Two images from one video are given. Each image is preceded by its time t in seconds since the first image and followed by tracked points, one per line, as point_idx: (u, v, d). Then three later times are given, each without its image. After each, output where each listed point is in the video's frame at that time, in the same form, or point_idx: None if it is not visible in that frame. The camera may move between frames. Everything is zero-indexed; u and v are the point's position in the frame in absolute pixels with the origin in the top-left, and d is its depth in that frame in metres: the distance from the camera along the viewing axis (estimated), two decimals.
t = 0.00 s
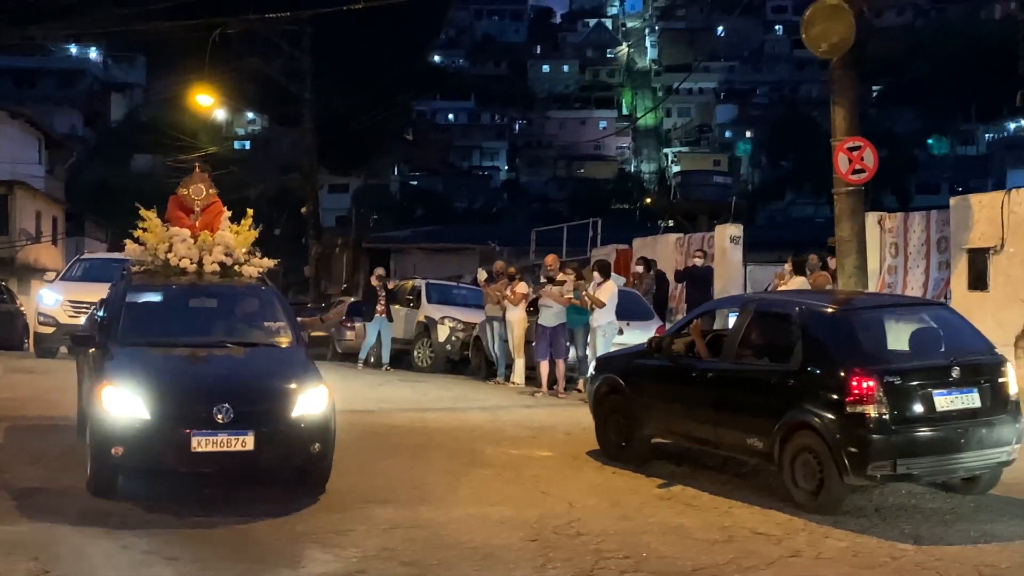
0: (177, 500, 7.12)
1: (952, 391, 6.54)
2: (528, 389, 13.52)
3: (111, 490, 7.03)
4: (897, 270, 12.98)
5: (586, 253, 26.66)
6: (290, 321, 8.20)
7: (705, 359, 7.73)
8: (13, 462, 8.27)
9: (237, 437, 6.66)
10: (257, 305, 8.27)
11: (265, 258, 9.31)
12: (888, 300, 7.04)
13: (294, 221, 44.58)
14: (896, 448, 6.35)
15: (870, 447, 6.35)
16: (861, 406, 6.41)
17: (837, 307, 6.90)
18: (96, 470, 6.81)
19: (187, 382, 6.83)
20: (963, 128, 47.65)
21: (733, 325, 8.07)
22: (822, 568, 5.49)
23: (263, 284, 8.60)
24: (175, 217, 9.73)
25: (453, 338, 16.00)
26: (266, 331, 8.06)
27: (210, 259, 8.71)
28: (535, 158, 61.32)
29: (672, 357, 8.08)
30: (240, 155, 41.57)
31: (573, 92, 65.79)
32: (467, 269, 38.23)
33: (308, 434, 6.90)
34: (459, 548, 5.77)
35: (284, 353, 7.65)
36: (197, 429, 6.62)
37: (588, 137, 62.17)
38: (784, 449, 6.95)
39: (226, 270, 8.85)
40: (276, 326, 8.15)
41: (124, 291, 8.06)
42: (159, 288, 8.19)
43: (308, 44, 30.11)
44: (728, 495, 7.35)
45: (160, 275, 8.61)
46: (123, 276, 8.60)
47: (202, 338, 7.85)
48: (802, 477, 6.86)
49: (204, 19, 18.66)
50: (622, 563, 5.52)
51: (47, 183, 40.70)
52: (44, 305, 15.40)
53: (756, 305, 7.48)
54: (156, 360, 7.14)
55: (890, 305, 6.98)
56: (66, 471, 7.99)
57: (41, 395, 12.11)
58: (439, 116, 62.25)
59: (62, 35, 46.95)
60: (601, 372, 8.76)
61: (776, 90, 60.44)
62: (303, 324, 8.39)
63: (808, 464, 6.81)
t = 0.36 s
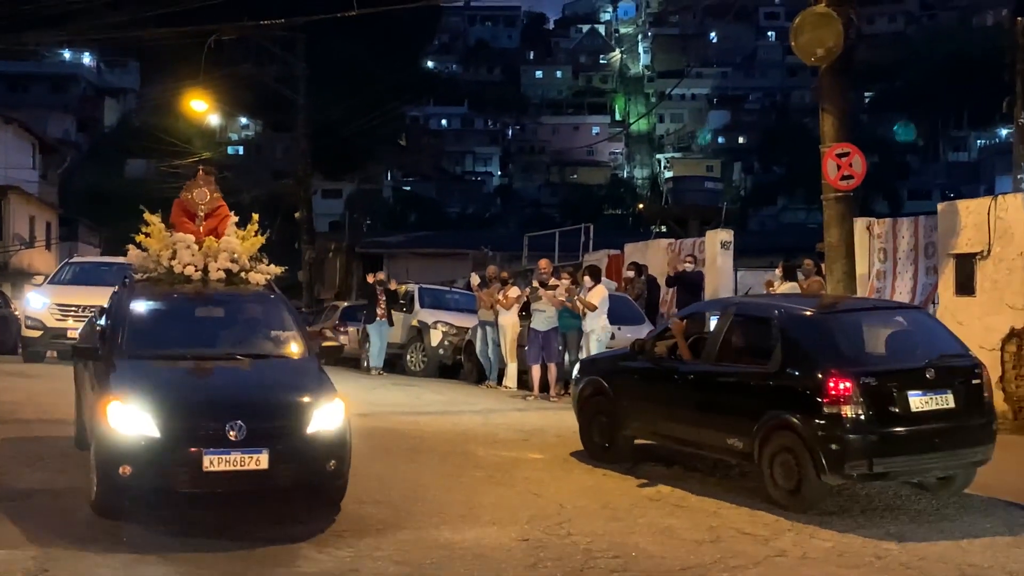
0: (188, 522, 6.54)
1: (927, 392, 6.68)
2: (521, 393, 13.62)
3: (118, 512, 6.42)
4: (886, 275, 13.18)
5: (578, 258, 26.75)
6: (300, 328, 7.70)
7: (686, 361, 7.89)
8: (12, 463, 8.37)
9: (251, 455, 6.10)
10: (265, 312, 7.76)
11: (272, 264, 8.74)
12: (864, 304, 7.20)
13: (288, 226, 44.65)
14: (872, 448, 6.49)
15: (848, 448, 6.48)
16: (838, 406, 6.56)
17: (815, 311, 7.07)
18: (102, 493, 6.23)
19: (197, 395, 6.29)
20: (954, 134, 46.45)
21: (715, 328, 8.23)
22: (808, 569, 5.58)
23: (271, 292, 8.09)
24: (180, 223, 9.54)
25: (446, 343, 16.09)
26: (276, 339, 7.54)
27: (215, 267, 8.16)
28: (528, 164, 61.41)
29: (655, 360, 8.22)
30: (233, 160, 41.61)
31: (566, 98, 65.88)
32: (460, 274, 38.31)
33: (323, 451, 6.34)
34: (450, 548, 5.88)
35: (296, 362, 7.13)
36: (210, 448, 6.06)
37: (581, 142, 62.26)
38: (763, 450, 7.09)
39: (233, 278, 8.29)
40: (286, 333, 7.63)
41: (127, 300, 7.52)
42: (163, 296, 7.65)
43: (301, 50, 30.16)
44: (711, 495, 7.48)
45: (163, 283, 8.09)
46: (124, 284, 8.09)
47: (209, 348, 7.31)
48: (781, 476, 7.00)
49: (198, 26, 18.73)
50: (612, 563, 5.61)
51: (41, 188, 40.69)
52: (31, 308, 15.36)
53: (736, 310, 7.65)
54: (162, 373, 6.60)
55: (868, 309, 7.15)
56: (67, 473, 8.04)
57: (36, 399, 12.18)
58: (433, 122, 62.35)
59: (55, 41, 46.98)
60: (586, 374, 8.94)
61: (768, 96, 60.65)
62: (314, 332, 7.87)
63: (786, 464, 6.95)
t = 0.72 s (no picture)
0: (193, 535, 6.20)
1: (892, 380, 6.90)
2: (505, 385, 13.73)
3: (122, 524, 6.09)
4: (867, 267, 13.32)
5: (563, 251, 26.87)
6: (310, 333, 7.40)
7: (660, 351, 8.06)
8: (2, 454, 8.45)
9: (266, 464, 5.78)
10: (273, 315, 7.47)
11: (277, 261, 8.70)
12: (832, 296, 7.42)
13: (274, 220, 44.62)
14: (839, 435, 6.70)
15: (816, 435, 6.70)
16: (807, 394, 6.76)
17: (784, 301, 7.29)
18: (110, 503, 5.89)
19: (208, 402, 5.96)
20: (939, 128, 46.60)
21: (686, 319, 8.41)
22: (788, 555, 5.70)
23: (277, 291, 7.78)
24: (178, 216, 9.28)
25: (431, 336, 16.17)
26: (284, 343, 7.23)
27: (219, 264, 8.03)
28: (515, 158, 61.38)
29: (629, 349, 8.36)
30: (220, 154, 41.57)
31: (552, 91, 65.86)
32: (446, 267, 38.35)
33: (340, 459, 6.01)
34: (435, 536, 5.99)
35: (308, 366, 6.83)
36: (222, 457, 5.72)
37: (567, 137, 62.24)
38: (735, 437, 7.30)
39: (235, 275, 8.17)
40: (295, 337, 7.33)
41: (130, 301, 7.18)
42: (166, 297, 7.31)
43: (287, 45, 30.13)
44: (683, 482, 7.68)
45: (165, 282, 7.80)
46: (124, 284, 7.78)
47: (214, 351, 7.01)
48: (751, 463, 7.22)
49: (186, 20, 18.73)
50: (594, 549, 5.74)
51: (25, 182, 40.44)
52: (8, 302, 15.12)
53: (708, 301, 7.84)
54: (168, 377, 6.29)
55: (835, 300, 7.37)
56: (59, 466, 8.07)
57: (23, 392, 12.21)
58: (419, 116, 62.33)
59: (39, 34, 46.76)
60: (561, 364, 9.11)
61: (753, 90, 60.84)
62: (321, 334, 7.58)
63: (757, 450, 7.17)
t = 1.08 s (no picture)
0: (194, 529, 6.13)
1: (840, 354, 7.22)
2: (477, 366, 13.86)
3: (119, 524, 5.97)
4: (831, 248, 13.56)
5: (535, 233, 26.96)
6: (310, 326, 7.37)
7: (618, 328, 8.37)
8: None
9: (273, 465, 5.72)
10: (265, 304, 7.45)
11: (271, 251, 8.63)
12: (782, 274, 7.75)
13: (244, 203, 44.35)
14: (788, 406, 7.03)
15: (765, 407, 7.04)
16: (756, 368, 7.09)
17: (737, 280, 7.61)
18: (106, 504, 5.78)
19: (209, 399, 5.88)
20: (907, 110, 47.24)
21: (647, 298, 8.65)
22: (748, 526, 5.91)
23: (272, 281, 7.71)
24: (166, 199, 9.38)
25: (404, 317, 16.21)
26: (283, 335, 7.20)
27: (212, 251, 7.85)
28: (487, 140, 61.19)
29: (586, 325, 8.67)
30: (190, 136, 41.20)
31: (525, 73, 65.62)
32: (417, 250, 38.36)
33: (349, 457, 5.99)
34: (407, 511, 6.21)
35: (309, 360, 6.79)
36: (229, 459, 5.66)
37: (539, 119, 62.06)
38: (688, 411, 7.66)
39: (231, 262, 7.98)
40: (295, 330, 7.31)
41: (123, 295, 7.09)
42: (157, 290, 7.21)
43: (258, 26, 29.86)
44: (636, 453, 8.04)
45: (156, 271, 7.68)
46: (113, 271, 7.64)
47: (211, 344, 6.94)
48: (704, 436, 7.55)
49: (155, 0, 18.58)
50: (562, 522, 5.94)
51: None
52: None
53: (664, 279, 8.14)
54: (164, 373, 6.19)
55: (784, 278, 7.69)
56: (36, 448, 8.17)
57: None
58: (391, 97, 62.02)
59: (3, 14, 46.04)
60: (523, 342, 9.38)
61: (725, 73, 61.01)
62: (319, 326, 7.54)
63: (708, 423, 7.51)
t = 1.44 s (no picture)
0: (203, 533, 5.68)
1: (790, 336, 7.40)
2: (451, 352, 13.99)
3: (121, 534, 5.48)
4: (799, 234, 13.83)
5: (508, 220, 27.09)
6: (315, 323, 6.78)
7: (578, 312, 8.53)
8: None
9: (286, 472, 5.23)
10: (272, 297, 6.82)
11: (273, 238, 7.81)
12: (736, 257, 7.91)
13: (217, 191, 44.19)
14: (741, 386, 7.21)
15: (719, 386, 7.21)
16: (710, 349, 7.26)
17: (692, 264, 7.74)
18: (108, 513, 5.30)
19: (214, 401, 5.36)
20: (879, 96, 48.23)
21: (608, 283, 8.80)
22: (715, 504, 6.09)
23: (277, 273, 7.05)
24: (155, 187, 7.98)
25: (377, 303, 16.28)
26: (287, 331, 6.62)
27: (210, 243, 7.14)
28: (460, 127, 61.26)
29: (547, 311, 8.84)
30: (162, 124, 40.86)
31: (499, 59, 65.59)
32: (391, 237, 38.40)
33: (364, 463, 5.50)
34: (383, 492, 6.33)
35: (319, 358, 6.25)
36: (241, 465, 5.17)
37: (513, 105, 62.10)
38: (644, 392, 7.84)
39: (228, 256, 7.27)
40: (298, 326, 6.74)
41: (114, 285, 6.48)
42: (153, 280, 6.62)
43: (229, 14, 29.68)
44: (596, 434, 8.21)
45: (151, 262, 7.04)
46: (107, 263, 7.00)
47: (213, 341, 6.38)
48: (661, 414, 7.74)
49: None
50: (534, 502, 6.09)
51: None
52: None
53: (621, 264, 8.29)
54: (165, 375, 5.62)
55: (737, 262, 7.84)
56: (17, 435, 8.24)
57: None
58: (364, 84, 61.94)
59: None
60: (485, 326, 9.55)
61: (697, 58, 61.28)
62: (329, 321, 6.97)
63: (665, 403, 7.70)
